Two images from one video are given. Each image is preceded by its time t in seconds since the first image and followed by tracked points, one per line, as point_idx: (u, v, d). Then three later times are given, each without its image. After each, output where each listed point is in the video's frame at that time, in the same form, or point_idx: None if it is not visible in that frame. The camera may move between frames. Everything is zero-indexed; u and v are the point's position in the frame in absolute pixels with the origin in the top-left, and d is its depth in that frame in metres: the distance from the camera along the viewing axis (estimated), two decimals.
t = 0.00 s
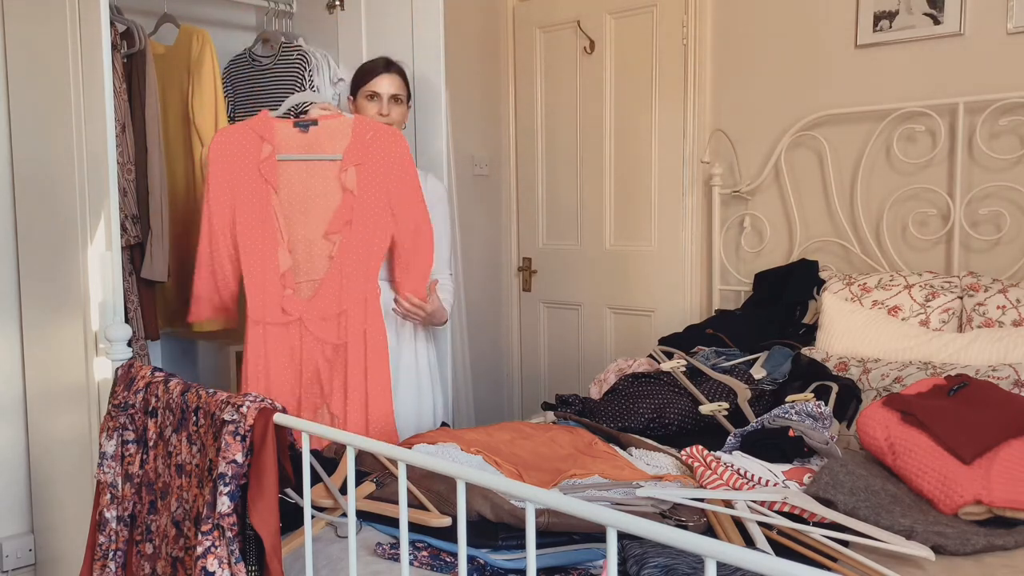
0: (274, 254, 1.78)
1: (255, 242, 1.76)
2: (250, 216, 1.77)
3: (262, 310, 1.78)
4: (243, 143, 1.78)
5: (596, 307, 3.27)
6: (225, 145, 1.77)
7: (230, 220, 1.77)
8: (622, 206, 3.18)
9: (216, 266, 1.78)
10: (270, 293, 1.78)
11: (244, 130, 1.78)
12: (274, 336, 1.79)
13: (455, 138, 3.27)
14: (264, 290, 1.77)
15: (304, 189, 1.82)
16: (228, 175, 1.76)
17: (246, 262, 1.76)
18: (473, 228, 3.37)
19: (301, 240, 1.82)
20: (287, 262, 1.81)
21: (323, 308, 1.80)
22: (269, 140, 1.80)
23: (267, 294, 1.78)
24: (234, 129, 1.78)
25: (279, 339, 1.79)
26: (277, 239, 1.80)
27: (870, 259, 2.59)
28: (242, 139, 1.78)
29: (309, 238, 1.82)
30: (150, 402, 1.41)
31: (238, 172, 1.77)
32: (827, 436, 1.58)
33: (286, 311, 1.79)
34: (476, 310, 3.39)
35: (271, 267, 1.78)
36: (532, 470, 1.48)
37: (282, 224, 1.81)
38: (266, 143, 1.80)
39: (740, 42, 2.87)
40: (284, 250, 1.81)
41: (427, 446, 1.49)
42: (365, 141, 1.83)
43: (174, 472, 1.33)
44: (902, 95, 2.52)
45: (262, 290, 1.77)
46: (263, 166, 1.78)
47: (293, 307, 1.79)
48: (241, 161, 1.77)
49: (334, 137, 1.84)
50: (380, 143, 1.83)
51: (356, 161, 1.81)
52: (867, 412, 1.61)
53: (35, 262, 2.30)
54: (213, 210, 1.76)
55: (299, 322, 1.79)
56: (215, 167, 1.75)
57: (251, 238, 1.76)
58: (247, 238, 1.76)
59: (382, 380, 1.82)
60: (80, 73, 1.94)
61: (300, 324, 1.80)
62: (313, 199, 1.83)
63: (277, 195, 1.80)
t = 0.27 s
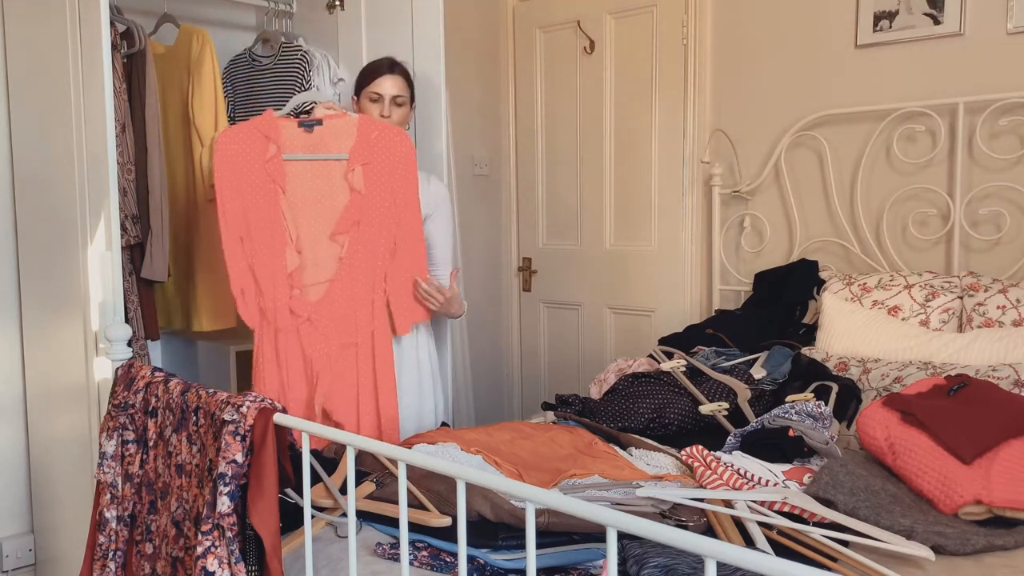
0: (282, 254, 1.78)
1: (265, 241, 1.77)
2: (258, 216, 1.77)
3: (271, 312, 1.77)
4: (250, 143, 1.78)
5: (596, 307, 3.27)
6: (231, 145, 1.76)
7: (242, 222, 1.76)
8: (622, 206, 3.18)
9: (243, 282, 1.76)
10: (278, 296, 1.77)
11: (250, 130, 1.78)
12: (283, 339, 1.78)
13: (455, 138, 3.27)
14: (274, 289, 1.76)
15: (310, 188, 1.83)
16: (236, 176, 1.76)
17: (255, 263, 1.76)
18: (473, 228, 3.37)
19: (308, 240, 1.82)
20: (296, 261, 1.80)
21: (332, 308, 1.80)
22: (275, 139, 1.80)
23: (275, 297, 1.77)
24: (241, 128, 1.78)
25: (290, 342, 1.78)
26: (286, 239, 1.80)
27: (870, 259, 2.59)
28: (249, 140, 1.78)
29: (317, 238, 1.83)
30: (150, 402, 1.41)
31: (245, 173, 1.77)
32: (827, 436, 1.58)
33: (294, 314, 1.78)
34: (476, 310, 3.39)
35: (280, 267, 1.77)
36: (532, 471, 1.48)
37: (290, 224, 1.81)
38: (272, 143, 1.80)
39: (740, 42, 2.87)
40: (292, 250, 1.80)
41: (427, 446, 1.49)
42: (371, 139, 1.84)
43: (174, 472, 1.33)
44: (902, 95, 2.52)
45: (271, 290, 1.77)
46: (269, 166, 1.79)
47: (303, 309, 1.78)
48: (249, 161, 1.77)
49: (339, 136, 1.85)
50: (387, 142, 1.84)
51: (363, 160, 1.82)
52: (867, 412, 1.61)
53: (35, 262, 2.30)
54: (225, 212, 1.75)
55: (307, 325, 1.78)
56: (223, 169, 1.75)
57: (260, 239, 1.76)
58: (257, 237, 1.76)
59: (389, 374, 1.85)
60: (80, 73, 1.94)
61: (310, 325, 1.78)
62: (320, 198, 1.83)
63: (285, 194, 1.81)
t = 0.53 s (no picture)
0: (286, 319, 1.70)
1: (271, 306, 1.68)
2: (264, 281, 1.69)
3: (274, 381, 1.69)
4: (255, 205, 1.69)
5: (596, 306, 3.27)
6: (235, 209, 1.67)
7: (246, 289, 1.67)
8: (622, 206, 3.18)
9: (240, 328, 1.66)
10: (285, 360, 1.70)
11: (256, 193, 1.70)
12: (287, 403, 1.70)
13: (455, 139, 3.28)
14: (278, 354, 1.69)
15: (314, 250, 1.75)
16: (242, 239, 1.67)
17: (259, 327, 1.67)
18: (473, 228, 3.37)
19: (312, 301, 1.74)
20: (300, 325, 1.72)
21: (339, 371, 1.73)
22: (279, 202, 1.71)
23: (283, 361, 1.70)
24: (243, 192, 1.69)
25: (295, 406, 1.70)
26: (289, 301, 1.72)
27: (870, 259, 2.59)
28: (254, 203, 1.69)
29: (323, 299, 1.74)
30: (150, 402, 1.41)
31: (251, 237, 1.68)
32: (827, 436, 1.58)
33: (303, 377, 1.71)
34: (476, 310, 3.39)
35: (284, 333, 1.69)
36: (532, 470, 1.49)
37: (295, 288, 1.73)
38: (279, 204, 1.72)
39: (740, 42, 2.87)
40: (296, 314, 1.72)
41: (427, 446, 1.49)
42: (378, 195, 1.76)
43: (174, 472, 1.33)
44: (902, 95, 2.52)
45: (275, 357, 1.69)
46: (275, 230, 1.70)
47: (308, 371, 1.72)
48: (254, 225, 1.68)
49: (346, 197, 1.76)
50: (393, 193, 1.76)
51: (370, 217, 1.75)
52: (867, 412, 1.61)
53: (35, 262, 2.30)
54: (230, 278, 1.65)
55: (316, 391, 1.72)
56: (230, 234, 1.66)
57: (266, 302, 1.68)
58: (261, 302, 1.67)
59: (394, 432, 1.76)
60: (80, 73, 1.94)
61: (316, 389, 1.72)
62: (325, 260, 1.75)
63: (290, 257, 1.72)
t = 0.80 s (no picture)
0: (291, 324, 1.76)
1: (273, 317, 1.74)
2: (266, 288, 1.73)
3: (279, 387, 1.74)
4: (261, 211, 1.74)
5: (596, 306, 3.27)
6: (240, 215, 1.72)
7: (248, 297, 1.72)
8: (622, 207, 3.18)
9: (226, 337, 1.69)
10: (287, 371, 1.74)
11: (261, 199, 1.74)
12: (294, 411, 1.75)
13: (455, 139, 3.27)
14: (281, 360, 1.74)
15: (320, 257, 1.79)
16: (245, 243, 1.72)
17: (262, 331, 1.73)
18: (473, 228, 3.37)
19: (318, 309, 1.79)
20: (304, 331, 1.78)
21: (343, 382, 1.75)
22: (286, 207, 1.77)
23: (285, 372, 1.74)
24: (250, 199, 1.73)
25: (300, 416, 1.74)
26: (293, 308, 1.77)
27: (870, 259, 2.59)
28: (259, 210, 1.73)
29: (328, 308, 1.78)
30: (150, 402, 1.41)
31: (255, 244, 1.72)
32: (827, 436, 1.58)
33: (305, 390, 1.75)
34: (476, 310, 3.40)
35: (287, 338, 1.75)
36: (532, 470, 1.49)
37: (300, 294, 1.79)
38: (284, 211, 1.77)
39: (740, 42, 2.87)
40: (301, 319, 1.78)
41: (427, 446, 1.49)
42: (387, 205, 1.76)
43: (174, 472, 1.33)
44: (902, 95, 2.52)
45: (279, 361, 1.75)
46: (280, 235, 1.75)
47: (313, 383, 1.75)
48: (259, 231, 1.73)
49: (354, 206, 1.79)
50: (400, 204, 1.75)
51: (379, 225, 1.76)
52: (867, 412, 1.61)
53: (35, 262, 2.30)
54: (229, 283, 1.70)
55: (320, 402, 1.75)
56: (232, 240, 1.71)
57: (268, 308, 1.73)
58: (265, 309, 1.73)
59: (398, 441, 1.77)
60: (80, 73, 1.94)
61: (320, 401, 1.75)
62: (330, 270, 1.79)
63: (296, 263, 1.78)
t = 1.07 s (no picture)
0: (304, 322, 1.78)
1: (286, 313, 1.76)
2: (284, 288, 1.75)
3: (288, 383, 1.76)
4: (287, 211, 1.75)
5: (596, 307, 3.27)
6: (265, 212, 1.73)
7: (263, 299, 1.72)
8: (622, 207, 3.18)
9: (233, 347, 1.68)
10: (293, 365, 1.77)
11: (290, 202, 1.76)
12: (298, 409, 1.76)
13: (455, 139, 3.28)
14: (289, 358, 1.76)
15: (333, 261, 1.84)
16: (269, 241, 1.73)
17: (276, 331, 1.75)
18: (473, 228, 3.37)
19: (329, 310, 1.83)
20: (316, 331, 1.81)
21: (348, 380, 1.80)
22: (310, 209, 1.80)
23: (291, 366, 1.76)
24: (277, 199, 1.75)
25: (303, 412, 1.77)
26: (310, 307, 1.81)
27: (870, 259, 2.59)
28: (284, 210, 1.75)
29: (338, 310, 1.83)
30: (150, 402, 1.41)
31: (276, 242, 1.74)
32: (827, 436, 1.58)
33: (309, 387, 1.77)
34: (476, 310, 3.40)
35: (300, 337, 1.78)
36: (531, 470, 1.49)
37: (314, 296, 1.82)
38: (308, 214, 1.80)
39: (740, 41, 2.86)
40: (315, 319, 1.81)
41: (427, 446, 1.49)
42: (400, 219, 1.84)
43: (174, 471, 1.33)
44: (902, 95, 2.52)
45: (287, 358, 1.76)
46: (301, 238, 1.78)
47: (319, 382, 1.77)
48: (284, 231, 1.75)
49: (369, 217, 1.86)
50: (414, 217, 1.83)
51: (391, 236, 1.84)
52: (867, 412, 1.61)
53: (35, 262, 2.30)
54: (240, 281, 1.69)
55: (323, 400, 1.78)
56: (257, 237, 1.72)
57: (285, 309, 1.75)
58: (281, 309, 1.75)
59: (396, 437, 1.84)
60: (80, 73, 1.94)
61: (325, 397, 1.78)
62: (343, 275, 1.84)
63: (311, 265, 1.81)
